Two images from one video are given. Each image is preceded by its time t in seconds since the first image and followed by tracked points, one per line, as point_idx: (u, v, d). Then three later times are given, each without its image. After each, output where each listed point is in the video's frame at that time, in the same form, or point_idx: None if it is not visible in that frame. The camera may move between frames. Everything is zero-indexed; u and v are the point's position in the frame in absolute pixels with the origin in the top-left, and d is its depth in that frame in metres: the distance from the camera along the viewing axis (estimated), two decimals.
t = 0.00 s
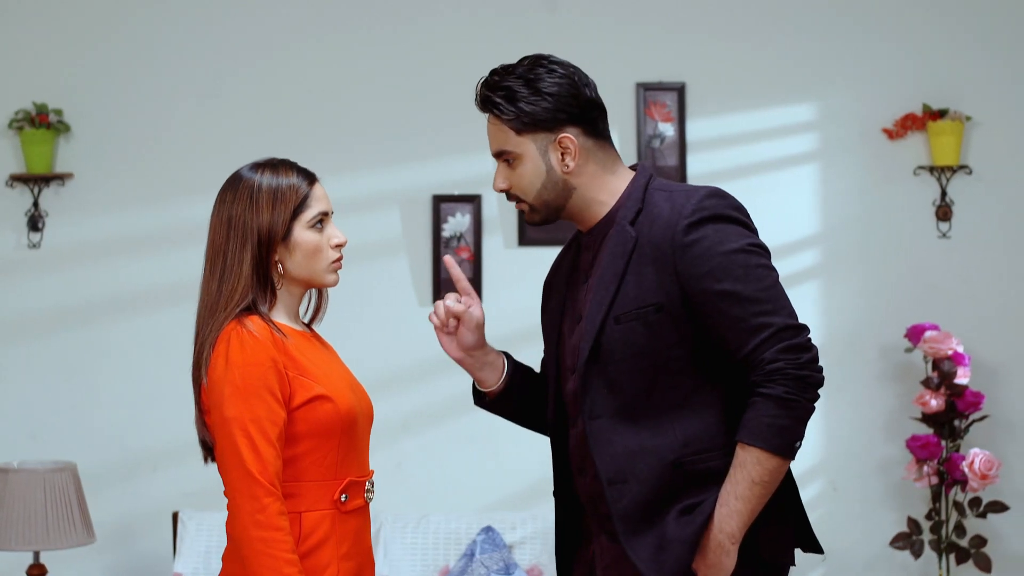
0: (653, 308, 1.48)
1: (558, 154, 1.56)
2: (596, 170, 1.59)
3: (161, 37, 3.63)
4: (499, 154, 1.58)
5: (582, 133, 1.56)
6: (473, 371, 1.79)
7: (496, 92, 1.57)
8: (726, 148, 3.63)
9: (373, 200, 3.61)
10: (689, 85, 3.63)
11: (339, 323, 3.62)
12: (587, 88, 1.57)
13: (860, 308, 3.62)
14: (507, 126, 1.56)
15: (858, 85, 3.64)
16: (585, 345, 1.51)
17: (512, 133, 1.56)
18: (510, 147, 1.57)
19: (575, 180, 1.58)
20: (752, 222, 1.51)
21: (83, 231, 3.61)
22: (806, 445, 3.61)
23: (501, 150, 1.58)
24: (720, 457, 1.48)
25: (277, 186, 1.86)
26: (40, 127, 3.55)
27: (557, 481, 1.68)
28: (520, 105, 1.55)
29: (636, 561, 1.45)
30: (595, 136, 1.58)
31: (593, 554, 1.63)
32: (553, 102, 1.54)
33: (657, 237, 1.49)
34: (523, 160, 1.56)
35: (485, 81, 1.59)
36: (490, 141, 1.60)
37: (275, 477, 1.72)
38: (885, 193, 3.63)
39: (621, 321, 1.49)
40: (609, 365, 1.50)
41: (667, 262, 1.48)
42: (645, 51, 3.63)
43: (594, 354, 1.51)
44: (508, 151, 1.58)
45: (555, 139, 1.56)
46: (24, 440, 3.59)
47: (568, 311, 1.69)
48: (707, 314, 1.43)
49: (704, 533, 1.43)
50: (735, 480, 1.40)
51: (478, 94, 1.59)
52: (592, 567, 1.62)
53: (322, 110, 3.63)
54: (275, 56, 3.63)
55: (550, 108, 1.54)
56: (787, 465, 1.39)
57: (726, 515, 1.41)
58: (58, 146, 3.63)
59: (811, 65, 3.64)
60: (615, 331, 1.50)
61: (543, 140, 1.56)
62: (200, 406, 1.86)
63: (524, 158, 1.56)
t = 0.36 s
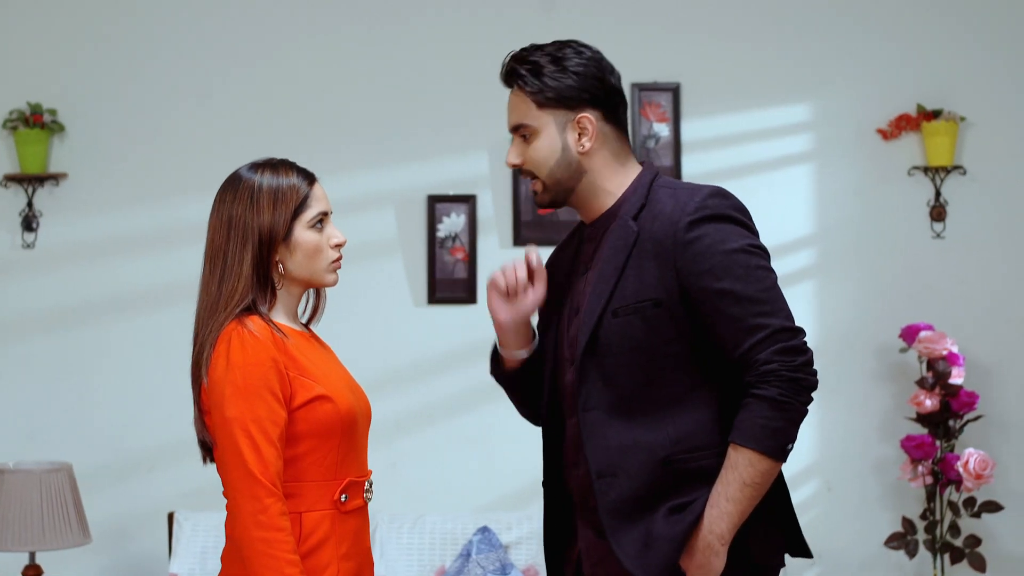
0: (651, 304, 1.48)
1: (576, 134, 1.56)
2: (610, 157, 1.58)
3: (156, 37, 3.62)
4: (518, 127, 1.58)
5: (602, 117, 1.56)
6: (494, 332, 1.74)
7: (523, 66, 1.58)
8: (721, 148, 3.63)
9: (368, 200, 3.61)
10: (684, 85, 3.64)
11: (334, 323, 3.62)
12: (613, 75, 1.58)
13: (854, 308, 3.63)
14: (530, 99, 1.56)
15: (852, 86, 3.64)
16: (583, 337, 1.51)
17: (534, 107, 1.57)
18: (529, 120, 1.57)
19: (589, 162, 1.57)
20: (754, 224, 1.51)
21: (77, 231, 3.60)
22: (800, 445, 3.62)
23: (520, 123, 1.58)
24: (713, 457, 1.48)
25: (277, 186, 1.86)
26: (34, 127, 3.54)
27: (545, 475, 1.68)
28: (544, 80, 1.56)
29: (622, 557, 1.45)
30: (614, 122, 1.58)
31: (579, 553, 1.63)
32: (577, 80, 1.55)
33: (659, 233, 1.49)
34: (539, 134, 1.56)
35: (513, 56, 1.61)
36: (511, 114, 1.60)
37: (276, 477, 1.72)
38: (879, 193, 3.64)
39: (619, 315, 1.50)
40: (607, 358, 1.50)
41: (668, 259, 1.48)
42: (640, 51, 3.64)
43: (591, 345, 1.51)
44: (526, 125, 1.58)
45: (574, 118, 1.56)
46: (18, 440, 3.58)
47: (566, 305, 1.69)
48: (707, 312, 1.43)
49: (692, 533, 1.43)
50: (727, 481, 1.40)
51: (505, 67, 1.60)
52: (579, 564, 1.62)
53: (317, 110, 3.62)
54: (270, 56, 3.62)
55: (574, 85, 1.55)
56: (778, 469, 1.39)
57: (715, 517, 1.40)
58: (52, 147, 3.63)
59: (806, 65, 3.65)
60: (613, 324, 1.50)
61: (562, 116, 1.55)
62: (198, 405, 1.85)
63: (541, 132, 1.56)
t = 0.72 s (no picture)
0: (657, 306, 1.48)
1: (587, 132, 1.55)
2: (621, 155, 1.58)
3: (150, 37, 3.62)
4: (529, 124, 1.58)
5: (614, 115, 1.56)
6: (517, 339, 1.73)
7: (534, 63, 1.57)
8: (717, 148, 3.64)
9: (363, 200, 3.61)
10: (679, 86, 3.64)
11: (329, 324, 3.61)
12: (625, 73, 1.57)
13: (849, 309, 3.63)
14: (541, 96, 1.56)
15: (847, 86, 3.65)
16: (587, 337, 1.51)
17: (545, 105, 1.56)
18: (540, 117, 1.56)
19: (600, 160, 1.57)
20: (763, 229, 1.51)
21: (72, 231, 3.59)
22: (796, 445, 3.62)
23: (531, 120, 1.57)
24: (715, 460, 1.47)
25: (277, 186, 1.86)
26: (29, 128, 3.53)
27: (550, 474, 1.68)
28: (555, 77, 1.55)
29: (621, 558, 1.45)
30: (625, 120, 1.57)
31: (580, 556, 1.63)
32: (589, 77, 1.54)
33: (666, 236, 1.49)
34: (549, 132, 1.56)
35: (525, 52, 1.60)
36: (522, 111, 1.59)
37: (278, 478, 1.72)
38: (874, 194, 3.64)
39: (624, 316, 1.50)
40: (611, 360, 1.50)
41: (675, 261, 1.48)
42: (635, 51, 3.64)
43: (596, 347, 1.51)
44: (537, 123, 1.57)
45: (586, 116, 1.55)
46: (12, 441, 3.57)
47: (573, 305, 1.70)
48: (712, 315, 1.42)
49: (693, 536, 1.43)
50: (730, 484, 1.39)
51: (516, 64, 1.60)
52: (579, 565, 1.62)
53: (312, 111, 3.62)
54: (265, 56, 3.62)
55: (585, 83, 1.54)
56: (781, 474, 1.38)
57: (717, 520, 1.39)
58: (46, 147, 3.62)
59: (800, 66, 3.65)
60: (618, 326, 1.50)
61: (573, 114, 1.55)
62: (199, 405, 1.85)
63: (552, 130, 1.56)
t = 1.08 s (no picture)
0: (669, 303, 1.43)
1: (613, 140, 1.51)
2: (636, 159, 1.56)
3: (147, 37, 3.61)
4: (551, 134, 1.48)
5: (631, 121, 1.54)
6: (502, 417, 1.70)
7: (552, 69, 1.49)
8: (715, 148, 3.63)
9: (360, 200, 3.61)
10: (676, 86, 3.63)
11: (326, 324, 3.61)
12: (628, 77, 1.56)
13: (847, 309, 3.63)
14: (568, 104, 1.48)
15: (844, 86, 3.65)
16: (600, 340, 1.47)
17: (570, 113, 1.49)
18: (566, 127, 1.48)
19: (621, 167, 1.54)
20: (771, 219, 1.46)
21: (69, 231, 3.59)
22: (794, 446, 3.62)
23: (554, 130, 1.48)
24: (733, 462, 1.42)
25: (285, 187, 1.85)
26: (26, 127, 3.53)
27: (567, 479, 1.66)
28: (582, 84, 1.48)
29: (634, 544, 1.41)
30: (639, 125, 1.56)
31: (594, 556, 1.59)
32: (611, 84, 1.51)
33: (673, 233, 1.45)
34: (578, 142, 1.48)
35: (530, 62, 1.52)
36: (539, 119, 1.49)
37: (283, 479, 1.72)
38: (871, 194, 3.64)
39: (637, 316, 1.45)
40: (624, 361, 1.45)
41: (683, 258, 1.43)
42: (632, 51, 3.63)
43: (608, 349, 1.46)
44: (560, 133, 1.48)
45: (609, 124, 1.51)
46: (9, 441, 3.57)
47: (582, 308, 1.66)
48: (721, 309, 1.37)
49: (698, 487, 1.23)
50: (745, 435, 1.25)
51: (526, 73, 1.51)
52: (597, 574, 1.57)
53: (308, 111, 3.62)
54: (261, 56, 3.62)
55: (610, 90, 1.50)
56: (800, 436, 1.26)
57: (727, 465, 1.22)
58: (43, 147, 3.61)
59: (798, 66, 3.65)
60: (631, 326, 1.45)
61: (602, 123, 1.50)
62: (203, 405, 1.85)
63: (580, 139, 1.48)
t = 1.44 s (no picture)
0: (695, 311, 1.49)
1: (615, 144, 1.54)
2: (646, 163, 1.57)
3: (142, 37, 3.61)
4: (550, 136, 1.53)
5: (640, 126, 1.55)
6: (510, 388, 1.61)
7: (555, 72, 1.53)
8: (712, 148, 3.63)
9: (357, 200, 3.61)
10: (673, 86, 3.64)
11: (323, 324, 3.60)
12: (641, 78, 1.56)
13: (843, 309, 3.63)
14: (567, 109, 1.52)
15: (840, 87, 3.65)
16: (630, 342, 1.50)
17: (570, 117, 1.52)
18: (564, 130, 1.52)
19: (626, 172, 1.56)
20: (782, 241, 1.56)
21: (66, 230, 3.59)
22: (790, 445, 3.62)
23: (553, 132, 1.53)
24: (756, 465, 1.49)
25: (294, 186, 1.85)
26: (22, 127, 3.52)
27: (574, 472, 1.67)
28: (582, 89, 1.51)
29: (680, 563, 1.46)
30: (648, 129, 1.57)
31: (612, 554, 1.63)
32: (615, 89, 1.52)
33: (705, 242, 1.50)
34: (577, 145, 1.52)
35: (545, 59, 1.55)
36: (542, 121, 1.54)
37: (286, 479, 1.72)
38: (868, 195, 3.64)
39: (666, 320, 1.49)
40: (650, 363, 1.50)
41: (711, 268, 1.48)
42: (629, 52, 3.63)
43: (635, 350, 1.50)
44: (561, 135, 1.53)
45: (612, 129, 1.53)
46: (5, 441, 3.56)
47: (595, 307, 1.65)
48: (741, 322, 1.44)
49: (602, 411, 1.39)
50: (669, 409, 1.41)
51: (537, 72, 1.55)
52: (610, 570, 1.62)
53: (304, 111, 3.61)
54: (256, 56, 3.61)
55: (613, 95, 1.52)
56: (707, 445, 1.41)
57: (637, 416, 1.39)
58: (39, 146, 3.61)
59: (794, 66, 3.65)
60: (660, 330, 1.50)
61: (602, 128, 1.52)
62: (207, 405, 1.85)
63: (577, 144, 1.52)
